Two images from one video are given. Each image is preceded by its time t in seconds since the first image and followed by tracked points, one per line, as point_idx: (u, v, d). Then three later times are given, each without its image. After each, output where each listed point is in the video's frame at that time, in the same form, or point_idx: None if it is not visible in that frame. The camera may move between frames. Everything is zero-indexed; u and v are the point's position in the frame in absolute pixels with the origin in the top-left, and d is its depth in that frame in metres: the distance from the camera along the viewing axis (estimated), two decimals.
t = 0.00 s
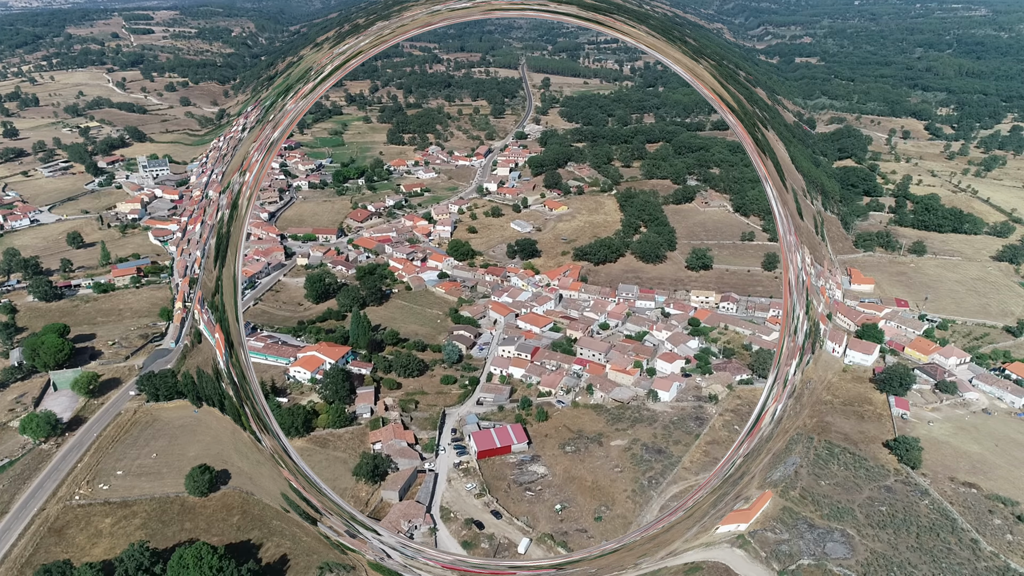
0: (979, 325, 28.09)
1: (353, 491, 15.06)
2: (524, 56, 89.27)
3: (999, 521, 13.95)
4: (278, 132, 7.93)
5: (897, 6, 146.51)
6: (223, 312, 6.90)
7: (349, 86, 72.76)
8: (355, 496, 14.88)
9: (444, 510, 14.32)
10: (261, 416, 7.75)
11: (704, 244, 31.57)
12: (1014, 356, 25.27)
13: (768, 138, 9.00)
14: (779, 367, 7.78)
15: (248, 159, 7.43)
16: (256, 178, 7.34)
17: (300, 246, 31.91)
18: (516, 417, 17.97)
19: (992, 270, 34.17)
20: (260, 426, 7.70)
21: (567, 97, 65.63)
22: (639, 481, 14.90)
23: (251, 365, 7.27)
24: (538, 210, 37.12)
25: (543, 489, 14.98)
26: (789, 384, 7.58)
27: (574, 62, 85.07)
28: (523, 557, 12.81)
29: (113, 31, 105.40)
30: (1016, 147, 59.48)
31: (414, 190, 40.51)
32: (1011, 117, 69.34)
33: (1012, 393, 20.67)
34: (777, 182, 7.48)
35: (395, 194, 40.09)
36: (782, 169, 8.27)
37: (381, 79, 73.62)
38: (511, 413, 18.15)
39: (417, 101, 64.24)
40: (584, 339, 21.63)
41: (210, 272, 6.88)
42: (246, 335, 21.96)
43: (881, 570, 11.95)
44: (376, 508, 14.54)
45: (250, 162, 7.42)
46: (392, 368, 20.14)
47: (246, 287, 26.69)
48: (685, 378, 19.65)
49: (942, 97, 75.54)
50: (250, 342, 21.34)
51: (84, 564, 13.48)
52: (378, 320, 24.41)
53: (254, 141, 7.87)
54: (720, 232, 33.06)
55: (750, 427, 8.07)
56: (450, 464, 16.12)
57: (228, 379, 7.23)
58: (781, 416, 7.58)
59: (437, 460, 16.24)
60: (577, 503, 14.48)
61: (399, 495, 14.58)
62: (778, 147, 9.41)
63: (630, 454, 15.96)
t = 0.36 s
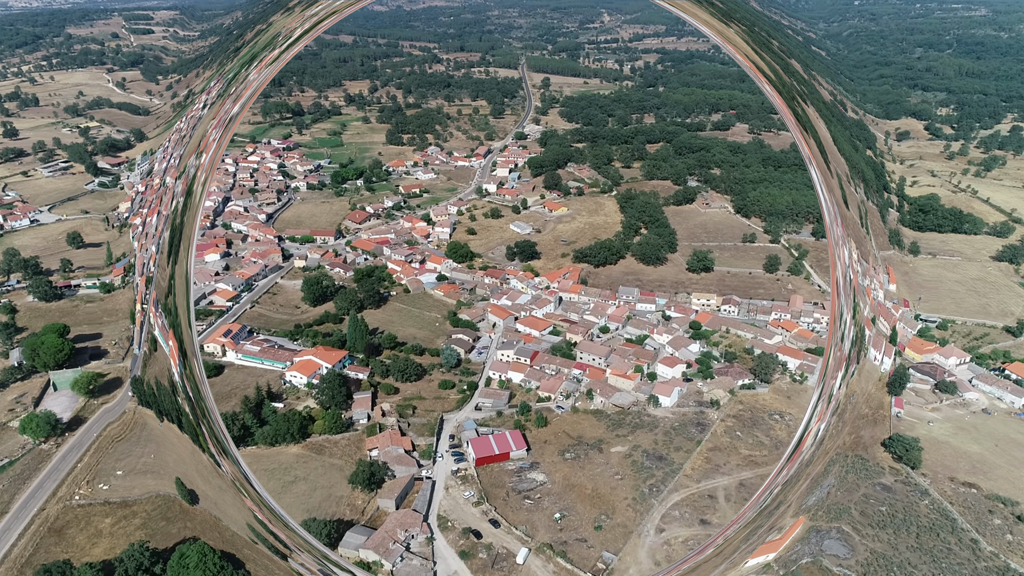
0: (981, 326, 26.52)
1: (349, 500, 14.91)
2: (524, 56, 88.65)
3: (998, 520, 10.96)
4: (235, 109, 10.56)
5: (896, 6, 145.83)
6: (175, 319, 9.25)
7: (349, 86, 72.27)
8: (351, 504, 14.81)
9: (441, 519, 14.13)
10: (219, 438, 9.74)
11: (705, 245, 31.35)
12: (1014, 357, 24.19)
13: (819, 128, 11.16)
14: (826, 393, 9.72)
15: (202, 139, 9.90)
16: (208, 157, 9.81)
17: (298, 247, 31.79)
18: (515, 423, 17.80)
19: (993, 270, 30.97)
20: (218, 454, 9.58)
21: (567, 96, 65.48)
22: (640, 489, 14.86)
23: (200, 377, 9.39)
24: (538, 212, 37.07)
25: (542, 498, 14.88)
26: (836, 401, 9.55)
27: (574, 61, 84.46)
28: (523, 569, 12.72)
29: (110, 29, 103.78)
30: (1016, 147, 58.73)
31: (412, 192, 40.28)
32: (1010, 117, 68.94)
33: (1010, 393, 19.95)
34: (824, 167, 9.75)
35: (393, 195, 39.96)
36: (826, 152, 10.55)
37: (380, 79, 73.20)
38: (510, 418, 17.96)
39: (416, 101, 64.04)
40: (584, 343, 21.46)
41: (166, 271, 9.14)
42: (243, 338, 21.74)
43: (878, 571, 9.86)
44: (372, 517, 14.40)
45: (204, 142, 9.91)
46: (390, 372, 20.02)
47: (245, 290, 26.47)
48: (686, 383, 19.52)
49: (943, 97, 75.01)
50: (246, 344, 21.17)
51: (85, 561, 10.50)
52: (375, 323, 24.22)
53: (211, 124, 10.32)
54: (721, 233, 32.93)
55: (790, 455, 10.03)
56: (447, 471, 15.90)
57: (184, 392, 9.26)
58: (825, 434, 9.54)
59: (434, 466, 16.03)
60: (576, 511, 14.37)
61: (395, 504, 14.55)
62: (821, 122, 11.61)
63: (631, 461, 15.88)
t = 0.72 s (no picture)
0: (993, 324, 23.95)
1: (345, 508, 14.85)
2: (524, 56, 88.37)
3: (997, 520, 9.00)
4: (194, 84, 10.27)
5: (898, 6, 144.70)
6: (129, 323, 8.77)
7: (349, 87, 72.05)
8: (347, 513, 14.73)
9: (437, 531, 14.02)
10: (175, 461, 9.25)
11: (706, 247, 31.20)
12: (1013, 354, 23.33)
13: (861, 108, 10.93)
14: (872, 410, 9.37)
15: (159, 116, 9.57)
16: (164, 141, 9.66)
17: (295, 250, 31.58)
18: (514, 429, 17.63)
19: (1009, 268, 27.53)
20: (175, 478, 9.04)
21: (567, 97, 65.20)
22: (641, 498, 14.76)
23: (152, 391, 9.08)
24: (537, 213, 36.96)
25: (541, 507, 14.74)
26: (880, 416, 9.10)
27: (574, 61, 83.98)
28: None
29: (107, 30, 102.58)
30: None
31: (411, 193, 40.30)
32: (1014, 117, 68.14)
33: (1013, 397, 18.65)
34: (867, 152, 10.03)
35: (392, 195, 39.89)
36: (870, 133, 10.50)
37: (380, 79, 72.94)
38: (508, 425, 17.79)
39: (416, 102, 63.77)
40: (584, 347, 21.29)
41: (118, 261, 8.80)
42: (238, 343, 21.63)
43: None
44: (368, 527, 14.34)
45: (161, 121, 9.61)
46: (387, 377, 19.80)
47: (242, 293, 26.32)
48: (688, 388, 19.37)
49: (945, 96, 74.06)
50: (242, 349, 21.06)
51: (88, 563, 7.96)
52: (373, 327, 24.04)
53: (158, 100, 9.79)
54: (722, 235, 32.79)
55: (837, 480, 9.78)
56: (444, 479, 15.77)
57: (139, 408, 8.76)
58: (868, 454, 9.20)
59: (432, 474, 15.91)
60: (576, 521, 14.24)
61: (391, 514, 14.48)
62: (861, 101, 11.31)
63: (632, 469, 15.75)
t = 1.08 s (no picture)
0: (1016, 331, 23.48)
1: (341, 517, 14.73)
2: (524, 56, 88.14)
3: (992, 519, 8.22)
4: (153, 57, 10.02)
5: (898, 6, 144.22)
6: (81, 327, 8.48)
7: (348, 87, 71.84)
8: (342, 522, 14.61)
9: (435, 542, 13.91)
10: (130, 481, 8.99)
11: (707, 250, 31.06)
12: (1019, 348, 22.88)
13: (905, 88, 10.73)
14: (919, 430, 9.19)
15: (117, 95, 9.23)
16: (120, 123, 9.38)
17: (293, 252, 31.46)
18: (512, 436, 17.50)
19: None
20: (132, 502, 8.75)
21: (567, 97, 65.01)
22: (641, 506, 14.67)
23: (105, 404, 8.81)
24: (536, 214, 36.83)
25: (540, 516, 14.62)
26: (926, 432, 8.85)
27: (574, 61, 83.66)
28: None
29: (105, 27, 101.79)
30: None
31: (410, 195, 40.19)
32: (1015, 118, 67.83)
33: None
34: (913, 132, 9.78)
35: (391, 197, 39.76)
36: (915, 113, 10.11)
37: (380, 79, 72.70)
38: (507, 431, 17.64)
39: (415, 102, 63.55)
40: (584, 351, 21.15)
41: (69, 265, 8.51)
42: (234, 347, 21.48)
43: None
44: (364, 537, 14.24)
45: (119, 100, 9.27)
46: (384, 383, 19.63)
47: (239, 296, 26.19)
48: (689, 393, 19.27)
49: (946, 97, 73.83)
50: (238, 353, 20.93)
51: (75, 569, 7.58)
52: (371, 331, 23.91)
53: (116, 77, 9.38)
54: (723, 236, 32.69)
55: (879, 504, 9.46)
56: (442, 487, 15.64)
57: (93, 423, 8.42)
58: (913, 473, 8.83)
59: (429, 482, 15.78)
60: (576, 530, 14.13)
61: (388, 523, 14.33)
62: (904, 80, 11.03)
63: (632, 477, 15.63)
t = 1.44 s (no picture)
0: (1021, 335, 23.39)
1: (336, 528, 14.61)
2: (523, 56, 87.86)
3: None
4: (113, 32, 10.01)
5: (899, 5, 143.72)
6: (35, 334, 9.18)
7: (347, 87, 71.61)
8: (337, 532, 14.50)
9: (432, 553, 13.79)
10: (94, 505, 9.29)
11: (708, 252, 30.90)
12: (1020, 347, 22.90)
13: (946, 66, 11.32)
14: (963, 446, 9.51)
15: (72, 78, 9.68)
16: (78, 105, 9.71)
17: (290, 255, 31.34)
18: (511, 443, 17.36)
19: None
20: (92, 525, 9.10)
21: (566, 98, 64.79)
22: (642, 516, 14.54)
23: (64, 416, 9.35)
24: (536, 216, 36.67)
25: (539, 526, 14.48)
26: (971, 447, 9.29)
27: (574, 61, 83.41)
28: None
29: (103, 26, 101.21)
30: None
31: (408, 196, 40.03)
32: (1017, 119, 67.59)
33: None
34: (956, 116, 10.51)
35: (390, 199, 39.60)
36: (956, 97, 11.08)
37: (378, 80, 72.45)
38: (505, 438, 17.51)
39: (414, 103, 63.33)
40: (583, 357, 21.01)
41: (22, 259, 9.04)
42: (229, 351, 21.34)
43: None
44: (359, 548, 14.13)
45: (75, 83, 9.73)
46: (381, 389, 19.48)
47: (234, 299, 26.05)
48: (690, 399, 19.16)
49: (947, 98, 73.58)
50: (233, 358, 20.82)
51: None
52: (368, 335, 23.75)
53: (75, 55, 9.77)
54: (724, 238, 32.55)
55: (919, 529, 9.54)
56: (439, 496, 15.51)
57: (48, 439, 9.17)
58: (955, 493, 9.23)
59: (426, 491, 15.65)
60: (575, 541, 13.99)
61: (383, 534, 14.22)
62: (942, 56, 11.61)
63: (632, 486, 15.49)
